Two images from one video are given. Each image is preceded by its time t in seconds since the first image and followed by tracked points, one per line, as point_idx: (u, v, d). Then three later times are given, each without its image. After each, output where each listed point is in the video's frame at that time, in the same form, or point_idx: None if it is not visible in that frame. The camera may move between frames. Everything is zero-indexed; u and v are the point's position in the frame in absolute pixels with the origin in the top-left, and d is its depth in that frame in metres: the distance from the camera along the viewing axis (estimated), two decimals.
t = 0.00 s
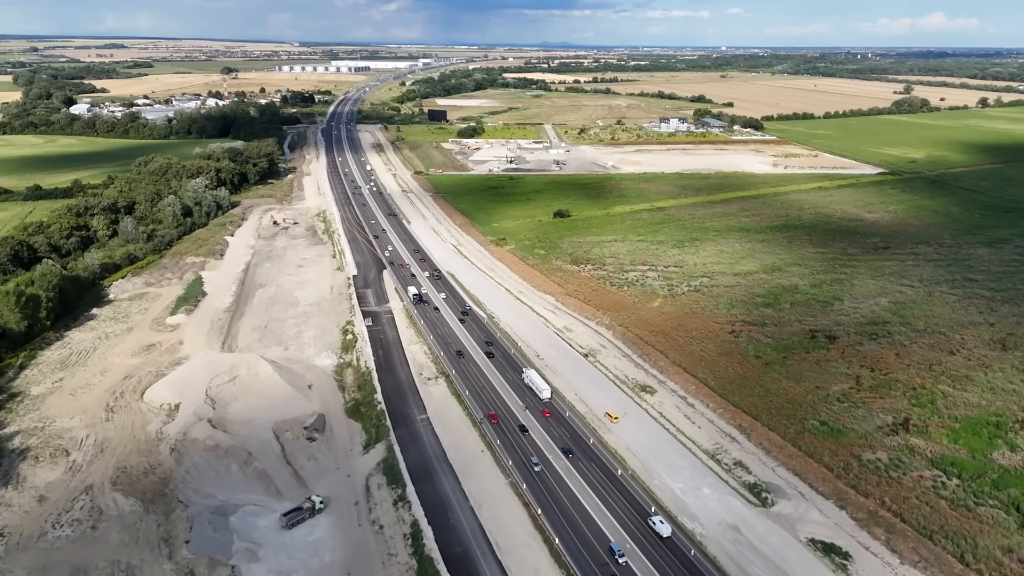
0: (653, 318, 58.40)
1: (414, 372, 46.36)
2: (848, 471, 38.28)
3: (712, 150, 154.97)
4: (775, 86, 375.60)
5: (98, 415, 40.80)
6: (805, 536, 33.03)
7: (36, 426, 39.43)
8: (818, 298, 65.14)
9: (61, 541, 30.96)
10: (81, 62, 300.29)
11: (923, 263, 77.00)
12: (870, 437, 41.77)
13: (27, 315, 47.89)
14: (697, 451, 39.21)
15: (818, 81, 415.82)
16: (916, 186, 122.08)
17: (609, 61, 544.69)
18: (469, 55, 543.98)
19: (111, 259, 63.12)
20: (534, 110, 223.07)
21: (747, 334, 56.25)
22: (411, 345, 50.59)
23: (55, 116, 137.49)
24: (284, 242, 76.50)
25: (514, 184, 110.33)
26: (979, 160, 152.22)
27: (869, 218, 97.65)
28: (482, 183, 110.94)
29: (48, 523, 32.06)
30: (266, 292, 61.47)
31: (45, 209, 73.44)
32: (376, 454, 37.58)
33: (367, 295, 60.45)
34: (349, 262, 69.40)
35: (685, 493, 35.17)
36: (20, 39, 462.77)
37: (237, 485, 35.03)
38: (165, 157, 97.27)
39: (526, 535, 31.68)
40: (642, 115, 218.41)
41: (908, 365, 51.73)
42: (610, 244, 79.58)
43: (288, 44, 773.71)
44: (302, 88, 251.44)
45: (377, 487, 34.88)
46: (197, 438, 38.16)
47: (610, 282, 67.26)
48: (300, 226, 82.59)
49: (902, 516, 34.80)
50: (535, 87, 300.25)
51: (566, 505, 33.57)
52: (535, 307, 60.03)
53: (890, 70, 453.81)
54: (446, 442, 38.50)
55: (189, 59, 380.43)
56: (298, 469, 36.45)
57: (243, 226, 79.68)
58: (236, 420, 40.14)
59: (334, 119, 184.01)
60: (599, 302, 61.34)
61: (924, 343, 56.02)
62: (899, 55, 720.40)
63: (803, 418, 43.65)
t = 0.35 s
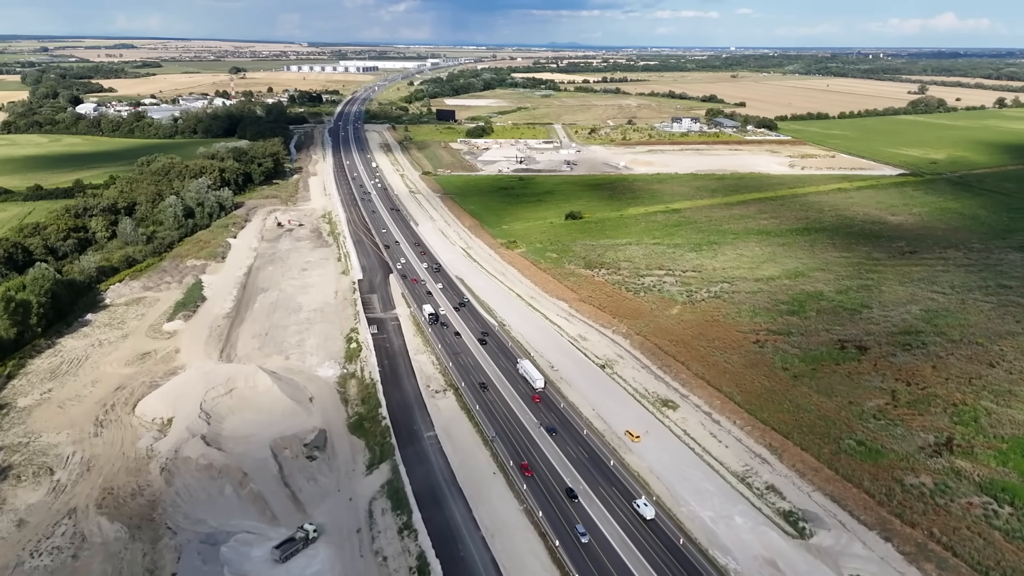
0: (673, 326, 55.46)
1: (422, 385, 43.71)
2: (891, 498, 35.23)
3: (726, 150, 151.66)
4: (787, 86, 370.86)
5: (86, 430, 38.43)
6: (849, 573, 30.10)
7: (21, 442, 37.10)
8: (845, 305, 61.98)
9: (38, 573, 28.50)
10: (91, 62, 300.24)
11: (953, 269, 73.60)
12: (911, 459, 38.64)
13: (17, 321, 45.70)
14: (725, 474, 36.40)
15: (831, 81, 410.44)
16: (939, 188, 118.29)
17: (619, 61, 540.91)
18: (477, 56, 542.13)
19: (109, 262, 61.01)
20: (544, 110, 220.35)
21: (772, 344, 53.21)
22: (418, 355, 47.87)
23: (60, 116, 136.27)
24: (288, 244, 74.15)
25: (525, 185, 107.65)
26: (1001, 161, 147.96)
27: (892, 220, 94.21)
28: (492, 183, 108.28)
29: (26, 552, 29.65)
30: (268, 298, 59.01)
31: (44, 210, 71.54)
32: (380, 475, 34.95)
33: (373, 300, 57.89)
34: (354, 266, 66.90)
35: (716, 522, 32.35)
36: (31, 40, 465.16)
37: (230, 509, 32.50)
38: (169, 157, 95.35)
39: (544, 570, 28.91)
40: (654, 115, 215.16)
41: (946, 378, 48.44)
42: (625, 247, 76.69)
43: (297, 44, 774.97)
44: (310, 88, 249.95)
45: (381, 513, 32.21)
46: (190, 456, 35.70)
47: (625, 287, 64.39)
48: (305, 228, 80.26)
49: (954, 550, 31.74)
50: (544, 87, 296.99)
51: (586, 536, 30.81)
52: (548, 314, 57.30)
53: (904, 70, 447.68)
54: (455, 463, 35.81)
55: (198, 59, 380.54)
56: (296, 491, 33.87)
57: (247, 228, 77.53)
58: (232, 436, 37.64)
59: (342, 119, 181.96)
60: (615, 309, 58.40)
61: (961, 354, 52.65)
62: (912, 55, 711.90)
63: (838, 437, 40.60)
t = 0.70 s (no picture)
0: (693, 335, 52.53)
1: (428, 398, 41.06)
2: (939, 528, 32.33)
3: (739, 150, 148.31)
4: (798, 85, 366.17)
5: (72, 446, 36.04)
6: None
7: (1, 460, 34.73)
8: (873, 312, 58.92)
9: None
10: (97, 61, 299.75)
11: (983, 273, 70.29)
12: (958, 483, 35.70)
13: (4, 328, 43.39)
14: (757, 498, 33.66)
15: (841, 80, 405.18)
16: (961, 189, 114.60)
17: (626, 61, 537.55)
18: (484, 55, 539.64)
19: (105, 265, 58.76)
20: (552, 109, 217.44)
21: (799, 353, 50.25)
22: (425, 365, 45.24)
23: (63, 114, 134.61)
24: (290, 246, 71.85)
25: (534, 185, 104.89)
26: None
27: (916, 222, 90.81)
28: (500, 183, 105.67)
29: None
30: (269, 302, 56.60)
31: (39, 210, 69.40)
32: (383, 499, 32.35)
33: (378, 305, 55.44)
34: (359, 269, 64.47)
35: (750, 555, 29.61)
36: (40, 39, 465.14)
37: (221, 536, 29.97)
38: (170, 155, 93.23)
39: None
40: (664, 114, 211.79)
41: (987, 392, 45.34)
42: (639, 250, 73.86)
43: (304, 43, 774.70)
44: (316, 87, 248.13)
45: (384, 542, 29.56)
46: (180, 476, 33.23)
47: (641, 292, 61.54)
48: (308, 229, 77.96)
49: None
50: (552, 86, 292.73)
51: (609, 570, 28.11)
52: (560, 320, 54.59)
53: (915, 70, 441.63)
54: (464, 486, 33.12)
55: (204, 58, 379.73)
56: (293, 516, 31.29)
57: (248, 229, 75.24)
58: (226, 454, 35.12)
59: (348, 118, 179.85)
60: (632, 316, 55.53)
61: (1001, 365, 49.46)
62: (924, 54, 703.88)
63: (876, 458, 37.70)
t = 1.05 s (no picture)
0: (716, 344, 49.64)
1: (436, 413, 38.41)
2: (998, 564, 29.36)
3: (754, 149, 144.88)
4: (811, 85, 361.19)
5: (56, 464, 33.69)
6: None
7: None
8: (905, 321, 55.78)
9: None
10: (106, 60, 300.06)
11: (1019, 279, 66.83)
12: (1014, 512, 32.65)
13: None
14: (795, 529, 30.83)
15: (855, 79, 399.48)
16: (988, 190, 110.71)
17: (636, 62, 533.12)
18: (493, 54, 537.40)
19: (102, 267, 56.61)
20: (562, 109, 214.56)
21: (830, 365, 47.27)
22: (433, 377, 42.51)
23: (68, 113, 133.42)
24: (294, 248, 69.55)
25: (545, 185, 102.16)
26: None
27: (943, 225, 87.29)
28: (510, 183, 103.02)
29: None
30: (271, 307, 54.21)
31: (37, 210, 67.46)
32: (388, 526, 29.72)
33: (384, 311, 52.93)
34: (364, 272, 62.00)
35: None
36: (50, 39, 467.90)
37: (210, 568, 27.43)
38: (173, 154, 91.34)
39: None
40: (675, 113, 208.33)
41: None
42: (655, 253, 70.94)
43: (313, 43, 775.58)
44: (324, 86, 246.68)
45: None
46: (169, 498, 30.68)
47: (660, 298, 58.68)
48: (313, 230, 75.69)
49: None
50: (562, 86, 290.06)
51: None
52: (575, 328, 51.79)
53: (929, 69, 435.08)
54: (476, 514, 30.40)
55: (213, 58, 379.67)
56: (289, 546, 28.66)
57: (252, 230, 73.05)
58: (218, 473, 32.58)
59: (355, 117, 177.97)
60: (651, 324, 52.58)
61: None
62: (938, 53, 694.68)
63: (922, 483, 34.74)
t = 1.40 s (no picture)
0: (744, 356, 46.64)
1: (446, 430, 35.76)
2: None
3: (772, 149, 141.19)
4: (826, 84, 355.57)
5: (39, 484, 31.38)
6: None
7: None
8: (944, 330, 52.48)
9: None
10: (118, 59, 300.83)
11: None
12: None
13: None
14: (843, 567, 27.95)
15: (870, 79, 393.05)
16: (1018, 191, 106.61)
17: (648, 62, 528.57)
18: (503, 54, 534.67)
19: (101, 270, 54.58)
20: (574, 108, 211.55)
21: (867, 379, 44.17)
22: (443, 390, 39.73)
23: (76, 112, 132.43)
24: (300, 250, 67.27)
25: (559, 185, 99.36)
26: None
27: (974, 227, 83.59)
28: (522, 184, 100.33)
29: None
30: (275, 312, 51.86)
31: (37, 210, 65.63)
32: (394, 559, 27.07)
33: (392, 317, 50.40)
34: (372, 276, 59.51)
35: None
36: (64, 39, 471.23)
37: None
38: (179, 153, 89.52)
39: None
40: (689, 113, 204.73)
41: None
42: (674, 256, 67.93)
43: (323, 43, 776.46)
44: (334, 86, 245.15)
45: None
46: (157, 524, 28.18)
47: (681, 304, 55.69)
48: (320, 232, 73.43)
49: None
50: (573, 85, 286.97)
51: None
52: (593, 336, 48.96)
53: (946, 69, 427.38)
54: (491, 546, 27.67)
55: (223, 57, 379.66)
56: None
57: (257, 231, 70.90)
58: (212, 496, 30.08)
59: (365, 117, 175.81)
60: (674, 333, 49.57)
61: None
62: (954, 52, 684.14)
63: (978, 512, 31.66)
